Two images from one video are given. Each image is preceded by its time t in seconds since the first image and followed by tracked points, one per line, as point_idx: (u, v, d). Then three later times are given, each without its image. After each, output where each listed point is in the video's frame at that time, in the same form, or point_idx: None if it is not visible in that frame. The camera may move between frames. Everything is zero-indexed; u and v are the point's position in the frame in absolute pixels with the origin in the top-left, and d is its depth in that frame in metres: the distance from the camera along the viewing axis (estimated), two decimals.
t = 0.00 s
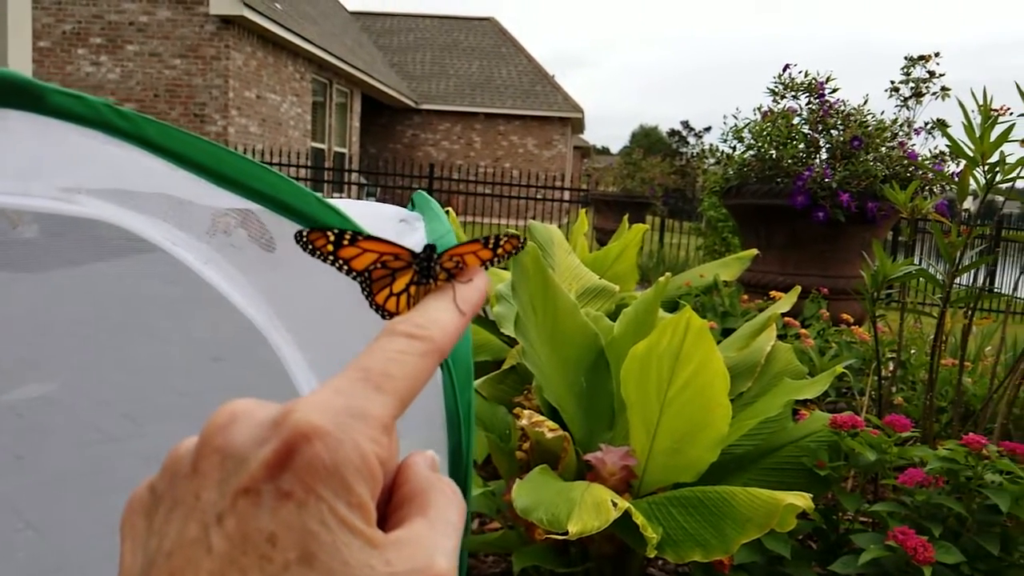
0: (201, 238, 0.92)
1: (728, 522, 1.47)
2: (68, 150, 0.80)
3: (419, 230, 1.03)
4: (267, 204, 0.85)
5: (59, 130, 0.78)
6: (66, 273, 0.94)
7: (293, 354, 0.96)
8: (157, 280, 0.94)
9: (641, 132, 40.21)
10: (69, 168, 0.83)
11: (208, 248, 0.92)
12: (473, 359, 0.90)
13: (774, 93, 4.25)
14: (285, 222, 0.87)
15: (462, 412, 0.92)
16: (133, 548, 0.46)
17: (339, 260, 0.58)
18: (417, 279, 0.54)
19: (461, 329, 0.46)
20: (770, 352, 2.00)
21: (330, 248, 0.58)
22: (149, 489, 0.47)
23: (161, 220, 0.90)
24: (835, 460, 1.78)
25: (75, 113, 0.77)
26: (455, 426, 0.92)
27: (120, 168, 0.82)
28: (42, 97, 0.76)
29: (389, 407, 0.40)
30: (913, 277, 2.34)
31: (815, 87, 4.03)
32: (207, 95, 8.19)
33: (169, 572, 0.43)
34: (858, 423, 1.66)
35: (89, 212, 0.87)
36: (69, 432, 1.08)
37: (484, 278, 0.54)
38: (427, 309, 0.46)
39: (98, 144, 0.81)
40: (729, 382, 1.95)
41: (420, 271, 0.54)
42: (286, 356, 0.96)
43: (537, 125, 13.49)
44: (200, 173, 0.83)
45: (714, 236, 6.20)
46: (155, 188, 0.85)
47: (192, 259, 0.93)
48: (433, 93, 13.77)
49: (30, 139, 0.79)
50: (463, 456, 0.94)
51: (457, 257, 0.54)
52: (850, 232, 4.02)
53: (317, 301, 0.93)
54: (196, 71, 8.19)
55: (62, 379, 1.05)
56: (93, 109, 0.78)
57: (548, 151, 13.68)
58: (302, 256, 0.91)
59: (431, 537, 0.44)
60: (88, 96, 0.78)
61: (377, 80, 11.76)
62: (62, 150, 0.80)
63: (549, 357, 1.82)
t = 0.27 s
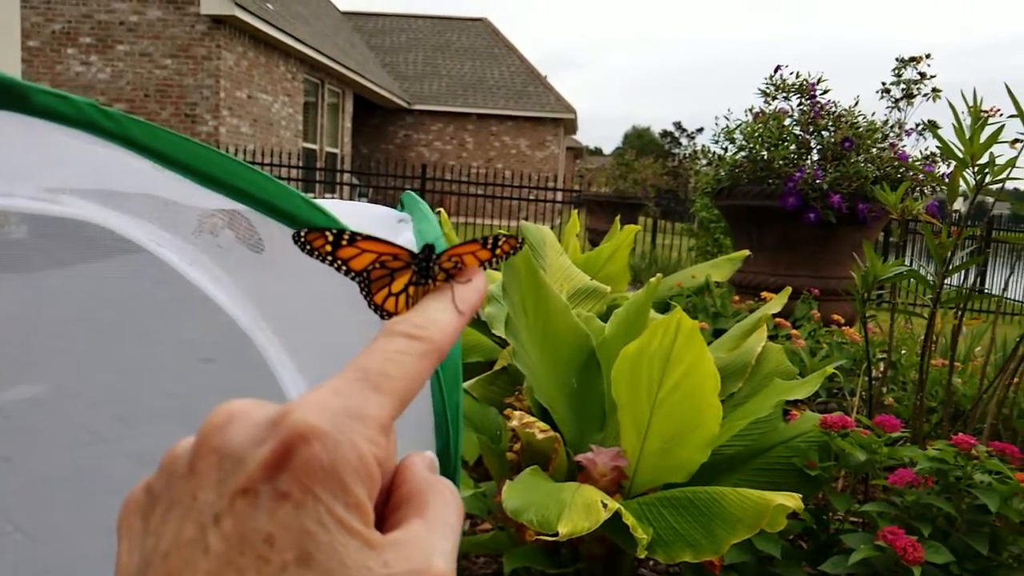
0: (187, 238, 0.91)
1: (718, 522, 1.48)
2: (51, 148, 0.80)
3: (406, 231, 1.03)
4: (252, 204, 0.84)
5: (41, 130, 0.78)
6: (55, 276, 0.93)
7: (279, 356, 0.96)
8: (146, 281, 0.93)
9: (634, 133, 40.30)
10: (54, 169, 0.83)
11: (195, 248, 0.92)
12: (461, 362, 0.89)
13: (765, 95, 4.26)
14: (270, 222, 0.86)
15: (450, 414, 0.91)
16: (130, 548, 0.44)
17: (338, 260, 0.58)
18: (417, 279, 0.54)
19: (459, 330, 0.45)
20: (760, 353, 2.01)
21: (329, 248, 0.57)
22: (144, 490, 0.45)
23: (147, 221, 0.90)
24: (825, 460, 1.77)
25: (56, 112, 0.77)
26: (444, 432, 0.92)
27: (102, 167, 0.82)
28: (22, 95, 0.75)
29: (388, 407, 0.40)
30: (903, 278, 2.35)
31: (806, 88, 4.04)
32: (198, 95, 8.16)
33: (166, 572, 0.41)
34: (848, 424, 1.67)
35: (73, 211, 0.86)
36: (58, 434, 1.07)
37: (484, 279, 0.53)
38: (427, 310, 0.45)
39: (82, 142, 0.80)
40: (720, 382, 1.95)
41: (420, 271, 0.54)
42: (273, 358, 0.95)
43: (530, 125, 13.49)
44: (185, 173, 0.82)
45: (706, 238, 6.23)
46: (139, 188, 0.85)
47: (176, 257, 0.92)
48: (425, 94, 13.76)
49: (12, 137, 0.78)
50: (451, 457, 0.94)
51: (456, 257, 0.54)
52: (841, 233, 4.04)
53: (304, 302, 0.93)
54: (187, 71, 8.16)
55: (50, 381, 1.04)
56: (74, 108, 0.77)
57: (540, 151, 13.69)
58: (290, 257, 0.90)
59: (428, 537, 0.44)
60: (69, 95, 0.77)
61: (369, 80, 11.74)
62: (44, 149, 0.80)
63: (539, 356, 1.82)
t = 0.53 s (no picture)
0: (171, 238, 0.90)
1: (707, 522, 1.48)
2: (35, 147, 0.80)
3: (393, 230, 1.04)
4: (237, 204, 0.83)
5: (26, 128, 0.78)
6: (43, 276, 0.93)
7: (264, 360, 0.93)
8: (136, 281, 0.92)
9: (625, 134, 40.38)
10: (37, 169, 0.83)
11: (178, 248, 0.91)
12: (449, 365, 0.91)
13: (756, 95, 4.27)
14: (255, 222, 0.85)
15: (434, 416, 0.92)
16: (126, 548, 0.43)
17: (336, 259, 0.59)
18: (415, 278, 0.54)
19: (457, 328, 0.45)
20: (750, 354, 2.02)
21: (326, 248, 0.58)
22: (141, 491, 0.44)
23: (130, 221, 0.88)
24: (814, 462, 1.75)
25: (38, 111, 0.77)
26: (430, 434, 0.92)
27: (84, 166, 0.81)
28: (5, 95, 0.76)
29: (387, 406, 0.39)
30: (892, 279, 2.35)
31: (796, 90, 4.06)
32: (187, 95, 8.12)
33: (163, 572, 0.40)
34: (836, 424, 1.67)
35: (56, 207, 0.85)
36: (46, 435, 1.06)
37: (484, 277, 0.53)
38: (426, 310, 0.45)
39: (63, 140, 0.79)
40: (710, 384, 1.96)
41: (418, 271, 0.54)
42: (256, 361, 0.93)
43: (521, 126, 13.49)
44: (161, 170, 0.80)
45: (697, 238, 6.25)
46: (120, 189, 0.84)
47: (160, 257, 0.91)
48: (416, 94, 13.73)
49: None
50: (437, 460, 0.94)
51: (454, 257, 0.53)
52: (831, 233, 4.05)
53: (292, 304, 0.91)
54: (176, 71, 8.11)
55: (38, 382, 1.03)
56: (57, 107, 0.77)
57: (531, 152, 13.69)
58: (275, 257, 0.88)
59: (425, 537, 0.44)
60: (51, 94, 0.77)
61: (360, 81, 11.71)
62: (28, 147, 0.80)
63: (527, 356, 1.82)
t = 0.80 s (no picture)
0: (157, 238, 0.88)
1: (697, 522, 1.48)
2: (20, 145, 0.79)
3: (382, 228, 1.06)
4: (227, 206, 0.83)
5: (11, 127, 0.77)
6: (32, 274, 0.92)
7: (251, 360, 0.93)
8: (126, 280, 0.92)
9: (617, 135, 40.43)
10: (23, 168, 0.81)
11: (163, 247, 0.89)
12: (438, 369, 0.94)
13: (747, 97, 4.28)
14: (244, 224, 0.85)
15: (423, 417, 0.94)
16: (123, 549, 0.43)
17: (335, 258, 0.58)
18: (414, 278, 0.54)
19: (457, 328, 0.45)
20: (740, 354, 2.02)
21: (326, 247, 0.58)
22: (138, 490, 0.44)
23: (116, 220, 0.87)
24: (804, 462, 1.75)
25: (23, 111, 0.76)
26: (418, 433, 0.94)
27: (70, 165, 0.80)
28: None
29: (386, 405, 0.39)
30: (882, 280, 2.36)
31: (788, 91, 4.07)
32: (178, 94, 8.09)
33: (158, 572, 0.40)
34: (827, 424, 1.67)
35: (40, 206, 0.84)
36: (33, 436, 1.05)
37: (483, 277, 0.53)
38: (426, 309, 0.45)
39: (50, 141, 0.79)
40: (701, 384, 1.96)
41: (417, 270, 0.53)
42: (243, 361, 0.93)
43: (513, 126, 13.49)
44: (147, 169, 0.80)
45: (689, 239, 6.26)
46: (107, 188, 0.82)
47: (145, 256, 0.90)
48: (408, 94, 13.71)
49: None
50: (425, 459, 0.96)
51: (453, 256, 0.53)
52: (822, 234, 4.07)
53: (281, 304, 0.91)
54: (167, 70, 8.08)
55: (25, 382, 1.02)
56: (42, 106, 0.76)
57: (524, 152, 13.70)
58: (265, 258, 0.88)
59: (423, 537, 0.44)
60: (36, 93, 0.76)
61: (352, 81, 11.68)
62: (12, 145, 0.79)
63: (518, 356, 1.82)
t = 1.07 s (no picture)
0: (144, 237, 0.89)
1: (688, 522, 1.48)
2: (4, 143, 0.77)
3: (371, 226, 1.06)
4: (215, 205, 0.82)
5: None
6: (24, 273, 0.92)
7: (237, 359, 0.93)
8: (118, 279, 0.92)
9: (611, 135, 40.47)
10: (10, 167, 0.80)
11: (150, 246, 0.89)
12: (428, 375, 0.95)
13: (740, 97, 4.29)
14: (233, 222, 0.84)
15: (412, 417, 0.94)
16: (121, 547, 0.42)
17: (335, 256, 0.58)
18: (413, 277, 0.53)
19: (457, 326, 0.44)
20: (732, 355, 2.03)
21: (326, 245, 0.58)
22: (136, 489, 0.44)
23: (104, 219, 0.87)
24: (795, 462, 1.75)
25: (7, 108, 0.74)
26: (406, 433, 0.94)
27: (56, 163, 0.79)
28: None
29: (385, 403, 0.39)
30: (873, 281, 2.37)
31: (780, 92, 4.08)
32: (171, 94, 8.06)
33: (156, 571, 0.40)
34: (817, 424, 1.67)
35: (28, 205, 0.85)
36: (23, 436, 1.05)
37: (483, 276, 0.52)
38: (425, 307, 0.45)
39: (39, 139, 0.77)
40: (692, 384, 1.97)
41: (416, 269, 0.53)
42: (230, 361, 0.93)
43: (507, 126, 13.48)
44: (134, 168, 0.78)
45: (682, 239, 6.27)
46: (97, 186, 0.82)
47: (132, 255, 0.89)
48: (402, 94, 13.69)
49: None
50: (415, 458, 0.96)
51: (453, 255, 0.53)
52: (814, 235, 4.08)
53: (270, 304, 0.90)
54: (159, 69, 8.04)
55: (16, 382, 1.02)
56: (25, 103, 0.74)
57: (517, 152, 13.69)
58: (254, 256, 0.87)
59: (422, 538, 0.44)
60: (20, 90, 0.74)
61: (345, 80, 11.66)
62: None
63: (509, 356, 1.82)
